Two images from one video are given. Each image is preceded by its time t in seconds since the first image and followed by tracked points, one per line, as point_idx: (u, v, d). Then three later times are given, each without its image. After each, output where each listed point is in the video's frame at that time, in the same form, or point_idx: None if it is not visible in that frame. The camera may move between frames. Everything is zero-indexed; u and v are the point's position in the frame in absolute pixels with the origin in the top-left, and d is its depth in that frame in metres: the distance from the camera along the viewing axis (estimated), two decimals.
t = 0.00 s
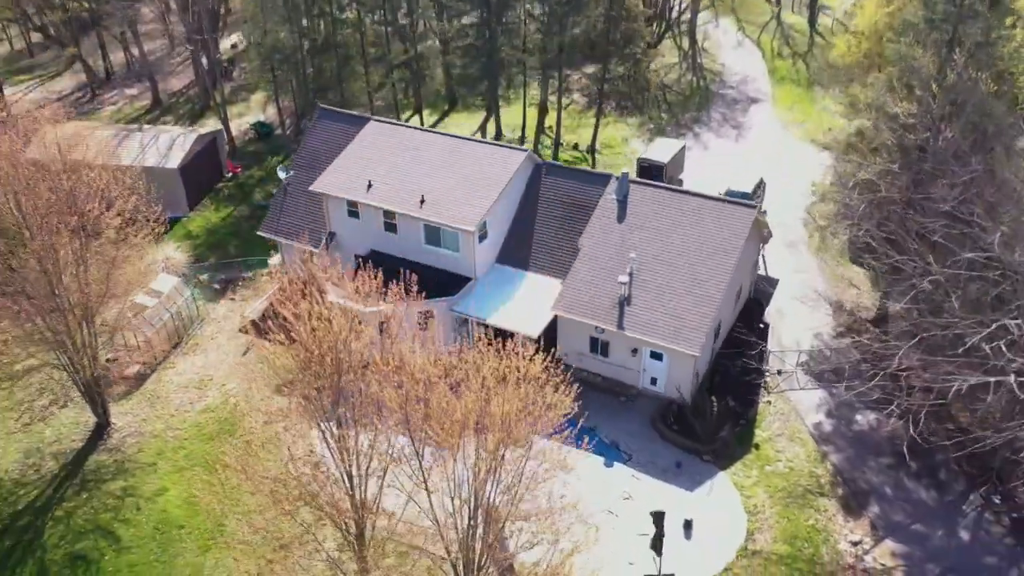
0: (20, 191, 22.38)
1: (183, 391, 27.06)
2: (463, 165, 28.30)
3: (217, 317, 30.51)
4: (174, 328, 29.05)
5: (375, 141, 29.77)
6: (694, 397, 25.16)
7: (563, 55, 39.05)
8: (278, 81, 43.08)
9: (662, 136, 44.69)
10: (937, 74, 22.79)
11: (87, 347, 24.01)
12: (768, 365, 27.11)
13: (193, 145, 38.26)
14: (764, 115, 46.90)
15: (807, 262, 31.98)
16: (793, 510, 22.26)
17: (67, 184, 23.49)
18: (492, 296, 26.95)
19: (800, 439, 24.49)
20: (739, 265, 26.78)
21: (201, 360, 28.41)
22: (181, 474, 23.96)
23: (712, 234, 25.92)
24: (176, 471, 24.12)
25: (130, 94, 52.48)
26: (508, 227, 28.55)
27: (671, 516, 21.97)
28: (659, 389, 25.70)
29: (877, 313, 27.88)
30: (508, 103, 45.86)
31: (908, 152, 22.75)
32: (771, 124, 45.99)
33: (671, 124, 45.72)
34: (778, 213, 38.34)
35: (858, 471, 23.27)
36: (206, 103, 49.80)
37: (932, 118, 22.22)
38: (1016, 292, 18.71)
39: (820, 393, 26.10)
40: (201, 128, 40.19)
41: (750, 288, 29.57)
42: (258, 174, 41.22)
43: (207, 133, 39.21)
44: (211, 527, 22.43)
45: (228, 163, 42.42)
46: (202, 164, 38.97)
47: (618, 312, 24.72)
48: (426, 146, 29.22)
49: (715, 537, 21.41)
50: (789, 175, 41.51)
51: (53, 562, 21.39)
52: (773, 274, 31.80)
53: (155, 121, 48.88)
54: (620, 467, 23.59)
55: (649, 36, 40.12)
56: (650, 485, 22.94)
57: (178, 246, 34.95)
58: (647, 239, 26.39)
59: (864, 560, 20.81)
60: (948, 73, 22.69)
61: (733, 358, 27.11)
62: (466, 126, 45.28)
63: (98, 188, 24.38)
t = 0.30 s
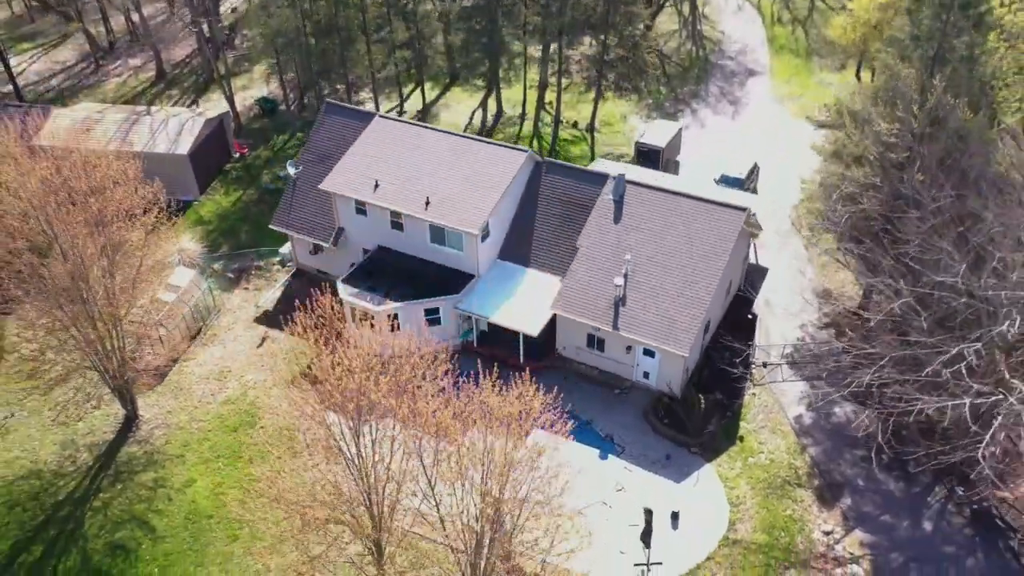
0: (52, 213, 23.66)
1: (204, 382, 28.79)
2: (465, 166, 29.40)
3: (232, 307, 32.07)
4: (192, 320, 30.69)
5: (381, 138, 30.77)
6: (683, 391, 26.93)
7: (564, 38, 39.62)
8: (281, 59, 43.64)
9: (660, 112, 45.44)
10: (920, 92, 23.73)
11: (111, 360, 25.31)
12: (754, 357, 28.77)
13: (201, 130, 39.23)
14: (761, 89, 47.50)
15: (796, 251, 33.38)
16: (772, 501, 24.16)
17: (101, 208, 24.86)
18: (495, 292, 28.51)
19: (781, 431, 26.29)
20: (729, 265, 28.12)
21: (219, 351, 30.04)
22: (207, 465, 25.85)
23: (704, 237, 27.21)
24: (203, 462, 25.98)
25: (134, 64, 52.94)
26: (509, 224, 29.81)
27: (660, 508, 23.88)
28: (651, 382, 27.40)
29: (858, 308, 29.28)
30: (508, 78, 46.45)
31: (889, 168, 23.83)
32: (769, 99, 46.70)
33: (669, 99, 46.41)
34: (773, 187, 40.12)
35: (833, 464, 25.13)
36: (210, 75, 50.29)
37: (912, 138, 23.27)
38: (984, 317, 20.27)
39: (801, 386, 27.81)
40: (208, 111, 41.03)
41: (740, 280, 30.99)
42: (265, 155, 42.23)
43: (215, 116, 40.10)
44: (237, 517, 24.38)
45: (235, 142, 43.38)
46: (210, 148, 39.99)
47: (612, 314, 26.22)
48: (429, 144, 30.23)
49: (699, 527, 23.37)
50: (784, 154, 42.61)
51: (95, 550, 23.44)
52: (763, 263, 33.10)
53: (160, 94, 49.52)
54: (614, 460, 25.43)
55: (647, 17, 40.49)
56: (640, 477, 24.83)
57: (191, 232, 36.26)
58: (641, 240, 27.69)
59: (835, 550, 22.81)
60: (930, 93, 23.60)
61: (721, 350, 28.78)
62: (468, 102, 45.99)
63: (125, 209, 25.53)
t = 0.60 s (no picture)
0: (91, 212, 24.18)
1: (227, 347, 30.81)
2: (469, 140, 30.68)
3: (248, 271, 33.78)
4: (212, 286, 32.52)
5: (385, 111, 32.08)
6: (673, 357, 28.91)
7: None
8: (284, 12, 43.97)
9: (660, 63, 45.99)
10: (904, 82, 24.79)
11: (144, 340, 27.60)
12: (741, 322, 30.65)
13: (209, 89, 40.10)
14: (761, 38, 47.85)
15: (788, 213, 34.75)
16: (752, 461, 26.43)
17: (133, 198, 25.08)
18: (498, 261, 30.15)
19: (763, 395, 28.39)
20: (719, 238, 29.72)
21: (238, 315, 31.96)
22: (234, 427, 28.10)
23: (696, 213, 28.71)
24: (230, 424, 28.21)
25: (136, 10, 53.04)
26: (510, 195, 31.25)
27: (649, 468, 26.17)
28: (644, 348, 29.33)
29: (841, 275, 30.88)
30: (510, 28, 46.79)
31: (871, 155, 25.10)
32: (768, 49, 47.10)
33: (669, 50, 46.86)
34: (770, 140, 41.08)
35: (809, 426, 27.31)
36: (212, 23, 50.52)
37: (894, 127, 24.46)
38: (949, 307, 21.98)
39: (784, 351, 29.75)
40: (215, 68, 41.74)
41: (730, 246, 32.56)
42: (272, 111, 43.15)
43: (222, 75, 40.91)
44: (264, 475, 26.71)
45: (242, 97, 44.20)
46: (219, 106, 40.93)
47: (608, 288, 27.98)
48: (432, 119, 31.62)
49: (684, 486, 25.71)
50: (781, 106, 43.36)
51: (138, 506, 25.94)
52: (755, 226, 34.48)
53: (164, 43, 49.93)
54: (608, 422, 27.58)
55: None
56: (632, 439, 27.03)
57: (205, 193, 37.64)
58: (636, 214, 29.20)
59: (806, 506, 25.20)
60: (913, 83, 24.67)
61: (710, 316, 30.63)
62: (470, 53, 46.46)
63: (154, 196, 26.01)
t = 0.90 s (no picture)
0: (122, 221, 25.86)
1: (247, 332, 32.77)
2: (474, 137, 32.14)
3: (263, 256, 35.53)
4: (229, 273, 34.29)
5: (394, 105, 33.37)
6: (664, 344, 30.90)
7: None
8: None
9: (659, 41, 46.85)
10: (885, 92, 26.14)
11: (173, 332, 29.85)
12: (729, 309, 32.56)
13: (220, 73, 41.18)
14: (759, 14, 48.55)
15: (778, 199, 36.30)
16: (736, 443, 28.59)
17: (160, 204, 26.81)
18: (500, 254, 31.95)
19: (748, 379, 30.44)
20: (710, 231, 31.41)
21: (256, 301, 33.83)
22: (256, 410, 30.28)
23: (688, 209, 30.34)
24: (253, 408, 30.37)
25: None
26: (512, 188, 32.84)
27: (640, 450, 28.42)
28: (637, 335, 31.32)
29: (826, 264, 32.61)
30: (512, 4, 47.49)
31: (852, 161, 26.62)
32: (766, 25, 47.88)
33: (668, 26, 47.63)
34: (767, 119, 42.27)
35: (790, 410, 29.42)
36: None
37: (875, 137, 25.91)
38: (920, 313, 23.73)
39: (769, 337, 31.70)
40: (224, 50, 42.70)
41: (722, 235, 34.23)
42: (280, 91, 44.26)
43: (231, 58, 41.92)
44: (286, 456, 28.99)
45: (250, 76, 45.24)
46: (229, 88, 42.07)
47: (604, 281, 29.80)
48: (439, 113, 32.90)
49: (672, 467, 27.97)
50: (778, 84, 44.38)
51: (172, 485, 28.27)
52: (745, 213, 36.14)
53: (171, 17, 50.63)
54: (603, 406, 29.75)
55: None
56: (625, 422, 29.22)
57: (219, 177, 39.12)
58: (632, 210, 30.84)
59: (784, 486, 27.45)
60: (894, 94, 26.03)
61: (701, 303, 32.54)
62: (473, 30, 47.26)
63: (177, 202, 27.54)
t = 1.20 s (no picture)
0: (144, 231, 27.62)
1: (263, 325, 34.77)
2: (477, 140, 33.72)
3: (277, 250, 37.37)
4: (245, 267, 36.20)
5: (400, 108, 34.88)
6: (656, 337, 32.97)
7: None
8: None
9: (657, 31, 47.96)
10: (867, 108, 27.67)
11: (197, 332, 32.06)
12: (718, 304, 34.50)
13: (230, 67, 42.44)
14: (756, 4, 49.54)
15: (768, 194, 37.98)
16: (721, 432, 30.75)
17: (178, 214, 28.54)
18: (502, 253, 33.68)
19: (734, 371, 32.50)
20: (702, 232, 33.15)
21: (271, 295, 35.78)
22: (275, 401, 32.42)
23: (680, 212, 32.07)
24: (272, 399, 32.51)
25: None
26: (514, 188, 34.53)
27: (633, 439, 30.59)
28: (632, 329, 33.29)
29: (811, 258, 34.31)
30: None
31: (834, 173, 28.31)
32: (762, 14, 48.85)
33: (666, 15, 48.64)
34: (764, 107, 43.39)
35: (773, 401, 31.55)
36: None
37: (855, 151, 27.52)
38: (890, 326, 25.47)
39: (755, 331, 33.70)
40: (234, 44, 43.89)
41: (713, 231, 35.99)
42: (288, 83, 45.57)
43: (241, 52, 43.15)
44: (303, 445, 31.16)
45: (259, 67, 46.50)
46: (239, 82, 43.38)
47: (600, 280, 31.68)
48: (443, 116, 34.42)
49: (662, 455, 30.17)
50: (776, 70, 45.31)
51: (199, 472, 30.56)
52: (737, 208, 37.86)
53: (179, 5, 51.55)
54: (598, 397, 31.84)
55: None
56: (619, 413, 31.34)
57: (232, 171, 40.74)
58: (627, 212, 32.60)
59: (765, 473, 29.68)
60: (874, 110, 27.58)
61: (692, 298, 34.50)
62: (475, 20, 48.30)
63: (191, 211, 29.25)
